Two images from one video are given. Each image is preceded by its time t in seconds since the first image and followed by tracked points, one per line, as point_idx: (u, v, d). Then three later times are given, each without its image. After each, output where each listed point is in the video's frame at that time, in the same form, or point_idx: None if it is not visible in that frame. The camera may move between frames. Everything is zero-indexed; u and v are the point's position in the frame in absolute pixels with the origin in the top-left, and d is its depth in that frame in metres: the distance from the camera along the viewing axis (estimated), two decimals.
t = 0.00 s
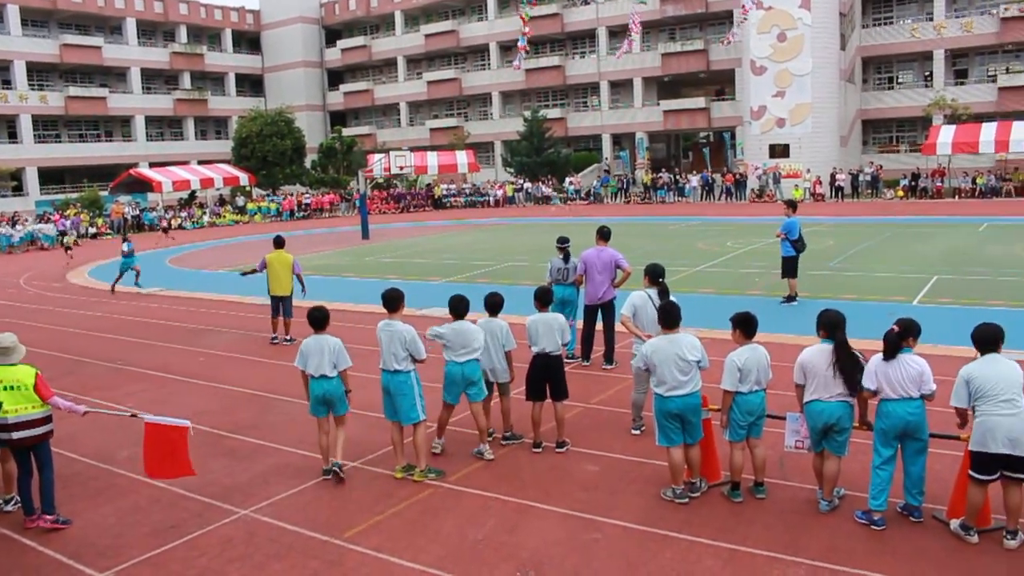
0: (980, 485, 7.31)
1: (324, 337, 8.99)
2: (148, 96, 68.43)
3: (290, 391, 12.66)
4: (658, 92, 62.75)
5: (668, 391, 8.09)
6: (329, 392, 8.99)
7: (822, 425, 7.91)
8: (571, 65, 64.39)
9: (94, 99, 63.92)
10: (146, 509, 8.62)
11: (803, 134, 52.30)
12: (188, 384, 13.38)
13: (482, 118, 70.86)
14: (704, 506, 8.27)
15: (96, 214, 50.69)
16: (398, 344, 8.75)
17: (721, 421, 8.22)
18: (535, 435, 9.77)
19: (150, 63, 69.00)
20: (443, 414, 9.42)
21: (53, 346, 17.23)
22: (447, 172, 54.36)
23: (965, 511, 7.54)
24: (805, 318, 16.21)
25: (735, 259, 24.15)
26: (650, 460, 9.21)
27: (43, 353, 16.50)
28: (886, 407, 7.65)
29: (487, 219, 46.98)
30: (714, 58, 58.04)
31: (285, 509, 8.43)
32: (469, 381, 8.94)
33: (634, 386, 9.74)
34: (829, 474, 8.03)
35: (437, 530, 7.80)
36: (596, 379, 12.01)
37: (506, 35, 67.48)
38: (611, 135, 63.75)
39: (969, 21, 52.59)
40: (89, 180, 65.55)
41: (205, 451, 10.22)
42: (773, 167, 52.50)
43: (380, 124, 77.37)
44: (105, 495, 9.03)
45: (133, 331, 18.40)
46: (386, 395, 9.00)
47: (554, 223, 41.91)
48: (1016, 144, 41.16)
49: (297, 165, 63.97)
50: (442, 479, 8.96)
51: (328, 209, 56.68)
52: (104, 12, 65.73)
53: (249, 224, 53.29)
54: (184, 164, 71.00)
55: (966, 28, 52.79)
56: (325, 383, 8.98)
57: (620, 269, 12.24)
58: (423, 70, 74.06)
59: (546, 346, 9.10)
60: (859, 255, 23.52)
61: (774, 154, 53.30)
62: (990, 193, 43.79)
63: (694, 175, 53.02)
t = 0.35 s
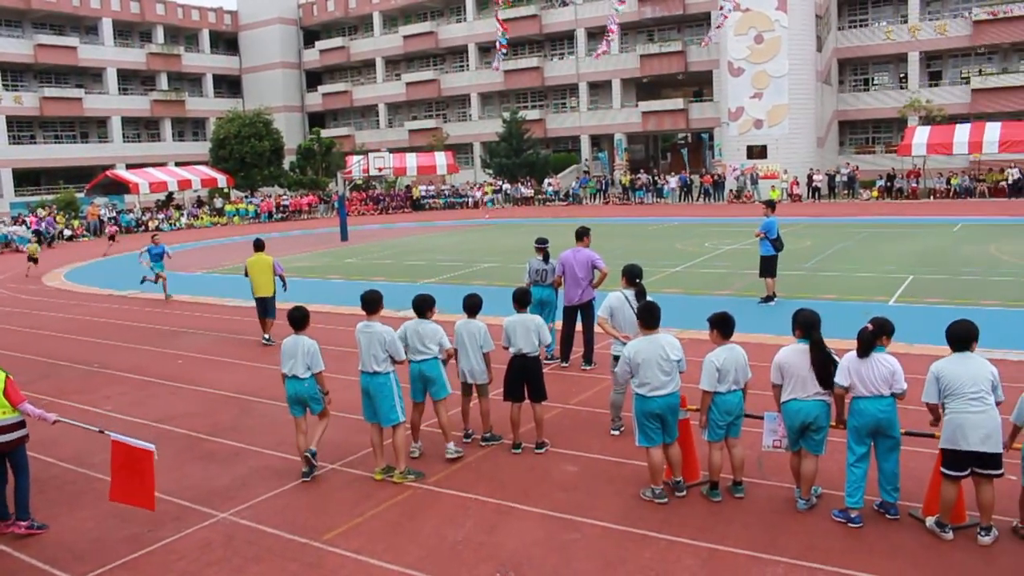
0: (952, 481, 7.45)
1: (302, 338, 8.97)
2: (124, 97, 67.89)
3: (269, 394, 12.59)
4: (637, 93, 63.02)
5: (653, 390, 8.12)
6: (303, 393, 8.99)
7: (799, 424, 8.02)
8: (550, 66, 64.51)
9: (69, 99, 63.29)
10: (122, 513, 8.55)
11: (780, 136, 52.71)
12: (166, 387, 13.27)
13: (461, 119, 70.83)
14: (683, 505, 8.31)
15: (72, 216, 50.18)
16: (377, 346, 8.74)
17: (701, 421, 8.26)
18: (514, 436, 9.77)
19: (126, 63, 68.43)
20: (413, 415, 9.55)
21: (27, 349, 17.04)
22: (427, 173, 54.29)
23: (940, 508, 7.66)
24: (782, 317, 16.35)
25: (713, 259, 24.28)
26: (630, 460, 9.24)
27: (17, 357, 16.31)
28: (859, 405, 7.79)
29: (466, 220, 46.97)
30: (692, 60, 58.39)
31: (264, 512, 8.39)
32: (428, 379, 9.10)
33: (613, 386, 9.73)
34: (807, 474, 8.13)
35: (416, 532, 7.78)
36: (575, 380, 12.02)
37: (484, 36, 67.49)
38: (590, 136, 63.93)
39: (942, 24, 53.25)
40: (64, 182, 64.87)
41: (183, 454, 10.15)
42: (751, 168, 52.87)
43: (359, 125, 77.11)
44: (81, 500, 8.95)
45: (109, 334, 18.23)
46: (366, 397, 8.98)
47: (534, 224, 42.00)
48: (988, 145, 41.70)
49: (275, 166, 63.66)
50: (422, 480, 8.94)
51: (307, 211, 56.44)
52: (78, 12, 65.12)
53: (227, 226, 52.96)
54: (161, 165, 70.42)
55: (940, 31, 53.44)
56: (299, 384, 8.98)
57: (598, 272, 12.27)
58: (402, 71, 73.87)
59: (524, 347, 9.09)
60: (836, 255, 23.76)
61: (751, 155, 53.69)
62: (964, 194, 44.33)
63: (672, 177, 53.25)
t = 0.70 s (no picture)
0: (931, 506, 7.53)
1: (286, 369, 8.91)
2: (102, 129, 67.70)
3: (247, 426, 12.47)
4: (614, 124, 63.66)
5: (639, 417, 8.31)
6: (288, 423, 8.88)
7: (780, 451, 8.15)
8: (528, 97, 65.06)
9: (45, 132, 63.02)
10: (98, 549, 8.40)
11: (756, 165, 53.32)
12: (143, 421, 13.11)
13: (440, 150, 71.15)
14: (664, 535, 8.29)
15: (48, 249, 49.76)
16: (356, 377, 8.81)
17: (679, 449, 8.32)
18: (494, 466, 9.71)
19: (104, 96, 68.32)
20: (397, 446, 9.40)
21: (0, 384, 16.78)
22: (406, 204, 54.37)
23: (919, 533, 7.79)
24: (762, 344, 16.44)
25: (692, 288, 24.43)
26: (611, 489, 9.20)
27: None
28: (835, 430, 8.00)
29: (446, 250, 46.99)
30: (669, 91, 59.21)
31: (244, 545, 8.28)
32: (411, 415, 8.95)
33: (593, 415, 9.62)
34: (787, 500, 8.25)
35: (398, 564, 7.70)
36: (556, 410, 11.98)
37: (463, 68, 68.04)
38: (569, 166, 64.38)
39: (913, 56, 54.33)
40: (40, 215, 64.40)
41: (161, 488, 10.02)
42: (729, 197, 53.39)
43: (338, 156, 77.26)
44: (55, 536, 8.79)
45: (85, 367, 18.01)
46: (345, 429, 8.96)
47: (513, 254, 42.11)
48: (960, 174, 42.43)
49: (254, 198, 63.56)
50: (402, 512, 8.86)
51: (286, 242, 56.31)
52: (56, 45, 65.09)
53: (206, 257, 52.70)
54: (139, 197, 70.08)
55: (910, 63, 54.50)
56: (285, 414, 8.87)
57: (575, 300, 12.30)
58: (380, 103, 74.18)
59: (502, 378, 9.06)
60: (814, 283, 23.99)
61: (728, 184, 54.24)
62: (938, 222, 44.99)
63: (650, 206, 53.63)
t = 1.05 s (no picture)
0: (903, 492, 7.70)
1: (273, 358, 8.89)
2: (75, 118, 66.79)
3: (225, 418, 12.41)
4: (592, 113, 63.68)
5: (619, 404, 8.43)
6: (272, 413, 8.86)
7: (756, 439, 8.33)
8: (506, 87, 64.94)
9: (17, 121, 62.11)
10: (73, 542, 8.35)
11: (734, 154, 53.53)
12: (119, 414, 13.01)
13: (418, 140, 70.82)
14: (642, 523, 8.36)
15: (22, 239, 49.13)
16: (333, 368, 8.69)
17: (658, 437, 8.69)
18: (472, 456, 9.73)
19: (78, 84, 67.43)
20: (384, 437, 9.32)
21: None
22: (383, 193, 54.09)
23: (892, 519, 7.95)
24: (740, 333, 16.56)
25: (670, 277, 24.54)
26: (589, 478, 9.24)
27: None
28: (811, 418, 8.14)
29: (423, 240, 46.87)
30: (647, 80, 59.27)
31: (221, 538, 8.25)
32: (396, 406, 8.89)
33: (571, 403, 9.60)
34: (764, 488, 8.38)
35: (376, 555, 7.70)
36: (533, 400, 12.01)
37: (441, 57, 67.76)
38: (547, 156, 64.35)
39: (889, 46, 54.71)
40: (12, 205, 63.52)
41: (137, 480, 9.96)
42: (706, 186, 53.56)
43: (315, 146, 76.74)
44: (29, 531, 8.71)
45: (60, 360, 17.84)
46: (322, 419, 8.91)
47: (491, 244, 42.05)
48: (935, 164, 42.84)
49: (231, 189, 63.05)
50: (381, 502, 8.86)
51: (263, 233, 55.91)
52: (27, 32, 64.12)
53: (182, 248, 52.23)
54: (113, 188, 69.28)
55: (885, 53, 54.88)
56: (270, 404, 8.85)
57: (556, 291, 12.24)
58: (358, 92, 73.76)
59: (480, 368, 9.11)
60: (791, 272, 24.14)
61: (706, 174, 54.39)
62: (913, 211, 45.45)
63: (628, 196, 53.77)
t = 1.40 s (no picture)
0: (867, 481, 7.92)
1: (246, 353, 8.82)
2: (40, 111, 65.71)
3: (194, 413, 12.31)
4: (564, 107, 63.80)
5: (595, 396, 8.57)
6: (246, 408, 8.81)
7: (724, 431, 8.37)
8: (478, 80, 64.83)
9: None
10: (39, 541, 8.24)
11: (704, 148, 53.91)
12: (86, 410, 12.86)
13: (389, 133, 70.50)
14: (611, 517, 8.42)
15: None
16: (303, 363, 8.83)
17: (627, 431, 8.56)
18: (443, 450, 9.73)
19: (43, 76, 66.35)
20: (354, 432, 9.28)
21: None
22: (354, 187, 53.85)
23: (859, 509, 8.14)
24: (711, 326, 16.69)
25: (641, 271, 24.67)
26: (559, 471, 9.29)
27: None
28: (780, 411, 8.21)
29: (394, 234, 46.74)
30: (618, 75, 59.51)
31: (190, 534, 8.19)
32: (366, 400, 8.87)
33: (541, 397, 9.69)
34: (732, 480, 8.45)
35: (347, 550, 7.70)
36: (503, 393, 12.01)
37: (412, 50, 67.49)
38: (518, 150, 64.36)
39: (857, 42, 55.27)
40: None
41: (104, 477, 9.85)
42: (677, 180, 53.78)
43: (285, 140, 76.16)
44: None
45: (25, 356, 17.58)
46: (292, 415, 8.99)
47: (463, 238, 42.00)
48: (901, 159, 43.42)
49: (200, 182, 62.44)
50: (351, 497, 8.85)
51: (233, 227, 55.50)
52: None
53: (150, 243, 51.64)
54: (79, 181, 68.30)
55: (854, 49, 55.43)
56: (243, 399, 8.79)
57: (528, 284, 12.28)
58: (329, 86, 73.29)
59: (446, 361, 9.05)
60: (761, 266, 24.36)
61: (677, 168, 54.67)
62: (880, 206, 46.05)
63: (600, 190, 53.97)
